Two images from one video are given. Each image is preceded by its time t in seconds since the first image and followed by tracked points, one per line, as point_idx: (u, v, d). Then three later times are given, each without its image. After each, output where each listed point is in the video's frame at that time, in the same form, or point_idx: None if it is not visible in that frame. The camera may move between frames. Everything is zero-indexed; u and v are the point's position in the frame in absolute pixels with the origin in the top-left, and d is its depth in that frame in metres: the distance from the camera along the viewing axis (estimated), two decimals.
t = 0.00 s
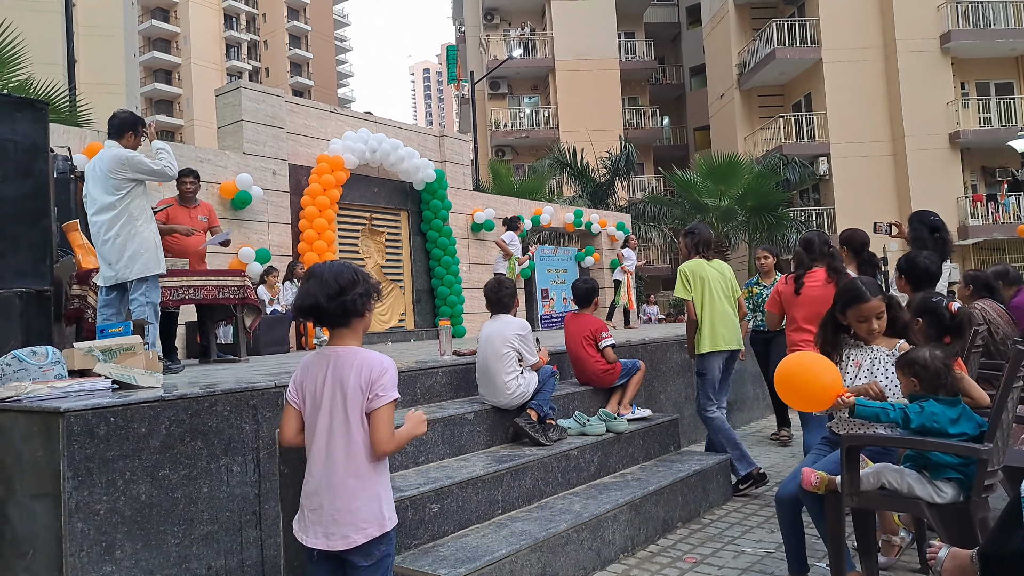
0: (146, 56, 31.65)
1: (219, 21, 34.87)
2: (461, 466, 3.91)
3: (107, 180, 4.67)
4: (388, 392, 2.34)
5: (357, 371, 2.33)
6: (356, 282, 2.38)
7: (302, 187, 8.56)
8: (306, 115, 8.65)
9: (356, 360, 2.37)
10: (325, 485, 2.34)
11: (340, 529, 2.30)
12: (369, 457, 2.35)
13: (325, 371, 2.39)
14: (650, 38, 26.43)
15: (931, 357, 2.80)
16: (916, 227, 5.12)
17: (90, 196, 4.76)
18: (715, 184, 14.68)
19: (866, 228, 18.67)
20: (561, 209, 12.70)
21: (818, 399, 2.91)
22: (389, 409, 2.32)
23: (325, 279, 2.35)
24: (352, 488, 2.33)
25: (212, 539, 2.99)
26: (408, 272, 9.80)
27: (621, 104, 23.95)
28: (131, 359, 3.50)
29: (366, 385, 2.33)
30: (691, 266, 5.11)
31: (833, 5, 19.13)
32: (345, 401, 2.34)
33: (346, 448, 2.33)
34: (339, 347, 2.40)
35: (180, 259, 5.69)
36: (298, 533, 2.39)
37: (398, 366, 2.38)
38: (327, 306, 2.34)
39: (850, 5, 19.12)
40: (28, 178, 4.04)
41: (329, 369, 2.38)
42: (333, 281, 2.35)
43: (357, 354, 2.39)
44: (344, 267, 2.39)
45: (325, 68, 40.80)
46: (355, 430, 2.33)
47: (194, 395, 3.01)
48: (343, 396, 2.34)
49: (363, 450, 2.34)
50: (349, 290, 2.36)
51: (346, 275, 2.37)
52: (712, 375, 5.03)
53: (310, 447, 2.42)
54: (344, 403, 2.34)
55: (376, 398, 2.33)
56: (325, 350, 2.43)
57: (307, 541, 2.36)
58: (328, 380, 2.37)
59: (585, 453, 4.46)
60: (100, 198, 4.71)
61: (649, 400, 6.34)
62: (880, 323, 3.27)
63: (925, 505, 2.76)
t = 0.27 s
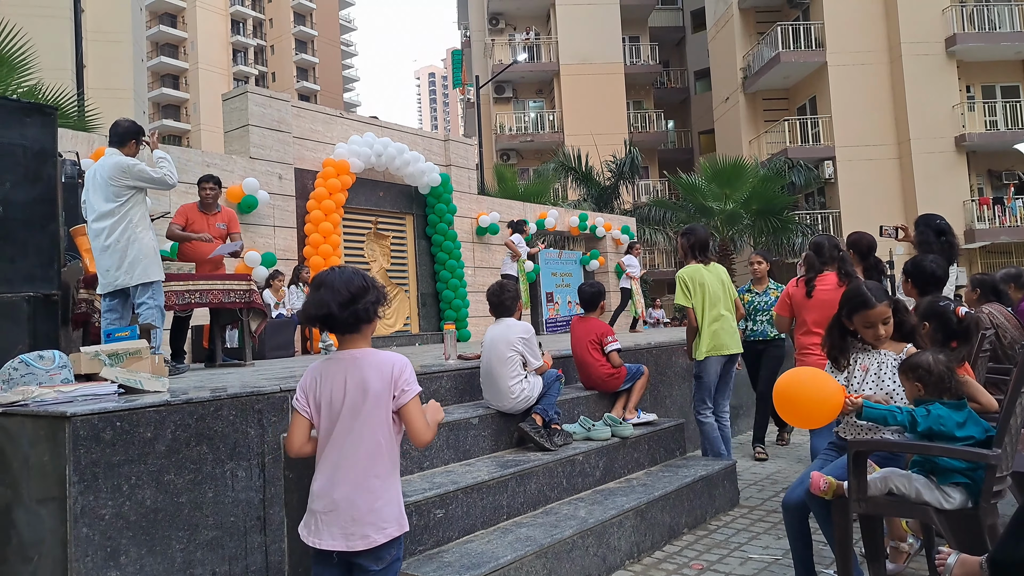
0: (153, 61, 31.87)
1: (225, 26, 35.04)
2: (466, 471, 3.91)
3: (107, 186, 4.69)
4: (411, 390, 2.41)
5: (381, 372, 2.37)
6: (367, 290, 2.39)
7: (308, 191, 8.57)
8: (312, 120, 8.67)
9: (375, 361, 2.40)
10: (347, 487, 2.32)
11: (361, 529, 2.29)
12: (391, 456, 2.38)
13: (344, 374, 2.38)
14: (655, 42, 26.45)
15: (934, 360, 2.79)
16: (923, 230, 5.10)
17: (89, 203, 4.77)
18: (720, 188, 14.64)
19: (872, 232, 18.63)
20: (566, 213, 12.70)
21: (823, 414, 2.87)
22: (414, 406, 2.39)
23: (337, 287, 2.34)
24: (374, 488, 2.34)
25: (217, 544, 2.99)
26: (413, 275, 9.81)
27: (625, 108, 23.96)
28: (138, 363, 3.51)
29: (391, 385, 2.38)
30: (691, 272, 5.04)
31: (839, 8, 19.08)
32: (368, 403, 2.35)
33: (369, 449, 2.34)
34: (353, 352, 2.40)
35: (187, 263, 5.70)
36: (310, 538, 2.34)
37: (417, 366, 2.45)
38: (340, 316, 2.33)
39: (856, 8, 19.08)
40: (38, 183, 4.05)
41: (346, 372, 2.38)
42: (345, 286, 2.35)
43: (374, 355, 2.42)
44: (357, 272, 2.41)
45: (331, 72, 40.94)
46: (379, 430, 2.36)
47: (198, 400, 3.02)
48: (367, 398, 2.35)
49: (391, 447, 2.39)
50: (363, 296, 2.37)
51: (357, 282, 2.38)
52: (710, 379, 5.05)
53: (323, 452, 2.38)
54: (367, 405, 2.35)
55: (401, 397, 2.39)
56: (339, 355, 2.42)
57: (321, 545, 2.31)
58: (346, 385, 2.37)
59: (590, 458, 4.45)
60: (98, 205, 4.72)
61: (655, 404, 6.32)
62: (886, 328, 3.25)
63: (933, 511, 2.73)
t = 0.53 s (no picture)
0: (163, 79, 32.26)
1: (235, 44, 35.44)
2: (473, 487, 3.90)
3: (122, 209, 4.75)
4: (419, 407, 2.38)
5: (389, 390, 2.36)
6: (377, 307, 2.42)
7: (315, 207, 8.63)
8: (320, 136, 8.75)
9: (382, 379, 2.39)
10: (358, 504, 2.33)
11: (376, 545, 2.29)
12: (402, 472, 2.37)
13: (353, 392, 2.40)
14: (660, 57, 26.59)
15: (942, 376, 2.79)
16: (930, 244, 5.09)
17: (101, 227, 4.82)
18: (727, 202, 14.65)
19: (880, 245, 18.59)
20: (572, 227, 12.74)
21: (828, 409, 2.85)
22: (421, 424, 2.36)
23: (347, 305, 2.36)
24: (387, 504, 2.33)
25: (225, 560, 2.99)
26: (420, 290, 9.84)
27: (632, 122, 24.06)
28: (147, 379, 3.52)
29: (398, 402, 2.36)
30: (695, 289, 5.05)
31: (844, 23, 19.14)
32: (376, 420, 2.35)
33: (380, 464, 2.34)
34: (364, 367, 2.43)
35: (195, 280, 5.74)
36: (324, 555, 2.36)
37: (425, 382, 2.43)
38: (351, 333, 2.37)
39: (861, 23, 19.15)
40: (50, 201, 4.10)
41: (356, 390, 2.40)
42: (353, 304, 2.37)
43: (383, 373, 2.42)
44: (364, 291, 2.42)
45: (338, 89, 41.28)
46: (388, 447, 2.35)
47: (206, 416, 3.02)
48: (374, 416, 2.35)
49: (398, 464, 2.36)
50: (372, 313, 2.40)
51: (367, 299, 2.40)
52: (718, 393, 5.04)
53: (336, 469, 2.40)
54: (375, 423, 2.35)
55: (408, 414, 2.36)
56: (350, 371, 2.45)
57: (336, 562, 2.32)
58: (358, 400, 2.39)
59: (597, 473, 4.43)
60: (110, 229, 4.77)
61: (662, 419, 6.30)
62: (896, 343, 3.25)
63: (945, 528, 2.70)
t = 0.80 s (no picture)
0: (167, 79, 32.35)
1: (239, 45, 35.51)
2: (472, 490, 3.90)
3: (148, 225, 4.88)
4: (420, 413, 2.39)
5: (390, 394, 2.37)
6: (384, 310, 2.42)
7: (317, 209, 8.65)
8: (322, 138, 8.77)
9: (384, 382, 2.41)
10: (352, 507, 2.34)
11: (367, 553, 2.30)
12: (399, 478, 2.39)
13: (352, 394, 2.41)
14: (663, 62, 26.63)
15: (937, 383, 2.81)
16: (929, 251, 5.09)
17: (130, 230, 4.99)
18: (729, 207, 14.65)
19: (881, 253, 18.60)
20: (574, 231, 12.76)
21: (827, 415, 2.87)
22: (420, 431, 2.37)
23: (354, 308, 2.39)
24: (382, 508, 2.35)
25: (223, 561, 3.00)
26: (422, 293, 9.85)
27: (634, 127, 24.09)
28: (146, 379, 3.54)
29: (398, 408, 2.37)
30: (692, 292, 5.04)
31: (846, 30, 19.16)
32: (376, 424, 2.36)
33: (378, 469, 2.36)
34: (367, 371, 2.44)
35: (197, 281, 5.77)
36: (317, 558, 2.38)
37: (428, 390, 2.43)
38: (358, 336, 2.39)
39: (863, 30, 19.17)
40: (46, 200, 4.08)
41: (356, 392, 2.41)
42: (360, 307, 2.39)
43: (385, 377, 2.43)
44: (372, 294, 2.43)
45: (342, 91, 41.34)
46: (386, 452, 2.36)
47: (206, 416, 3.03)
48: (373, 420, 2.36)
49: (395, 472, 2.38)
50: (379, 317, 2.42)
51: (373, 303, 2.41)
52: (716, 397, 5.04)
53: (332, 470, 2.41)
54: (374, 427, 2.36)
55: (408, 421, 2.37)
56: (353, 373, 2.46)
57: (328, 565, 2.35)
58: (359, 404, 2.40)
59: (598, 478, 4.44)
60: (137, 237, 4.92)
61: (662, 423, 6.31)
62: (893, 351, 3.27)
63: (941, 532, 2.70)
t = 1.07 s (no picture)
0: (168, 85, 32.44)
1: (241, 52, 35.63)
2: (468, 500, 3.87)
3: (188, 235, 5.09)
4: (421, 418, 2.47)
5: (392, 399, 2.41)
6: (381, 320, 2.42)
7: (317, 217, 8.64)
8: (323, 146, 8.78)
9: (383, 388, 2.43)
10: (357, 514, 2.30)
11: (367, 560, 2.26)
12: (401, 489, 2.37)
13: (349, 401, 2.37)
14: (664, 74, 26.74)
15: (931, 399, 2.84)
16: (928, 265, 5.08)
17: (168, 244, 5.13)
18: (728, 219, 14.66)
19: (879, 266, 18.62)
20: (574, 241, 12.76)
21: (830, 432, 2.90)
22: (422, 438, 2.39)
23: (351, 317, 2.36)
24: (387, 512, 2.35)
25: (216, 570, 2.98)
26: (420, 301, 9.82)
27: (634, 138, 24.15)
28: (142, 385, 3.52)
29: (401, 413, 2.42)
30: (690, 303, 5.04)
31: (847, 44, 19.24)
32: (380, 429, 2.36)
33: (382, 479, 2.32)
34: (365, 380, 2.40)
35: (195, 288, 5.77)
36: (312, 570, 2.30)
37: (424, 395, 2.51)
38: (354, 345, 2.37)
39: (863, 45, 19.27)
40: (49, 205, 4.12)
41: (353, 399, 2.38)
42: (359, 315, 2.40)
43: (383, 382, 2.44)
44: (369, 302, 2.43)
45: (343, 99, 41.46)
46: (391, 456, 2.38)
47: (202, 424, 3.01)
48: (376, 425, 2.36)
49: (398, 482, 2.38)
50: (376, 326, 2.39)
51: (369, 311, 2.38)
52: (712, 409, 5.01)
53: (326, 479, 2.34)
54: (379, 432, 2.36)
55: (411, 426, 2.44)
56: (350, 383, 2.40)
57: None
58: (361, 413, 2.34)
59: (594, 489, 4.41)
60: (179, 250, 5.08)
61: (660, 435, 6.28)
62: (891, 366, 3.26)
63: (941, 549, 2.68)
